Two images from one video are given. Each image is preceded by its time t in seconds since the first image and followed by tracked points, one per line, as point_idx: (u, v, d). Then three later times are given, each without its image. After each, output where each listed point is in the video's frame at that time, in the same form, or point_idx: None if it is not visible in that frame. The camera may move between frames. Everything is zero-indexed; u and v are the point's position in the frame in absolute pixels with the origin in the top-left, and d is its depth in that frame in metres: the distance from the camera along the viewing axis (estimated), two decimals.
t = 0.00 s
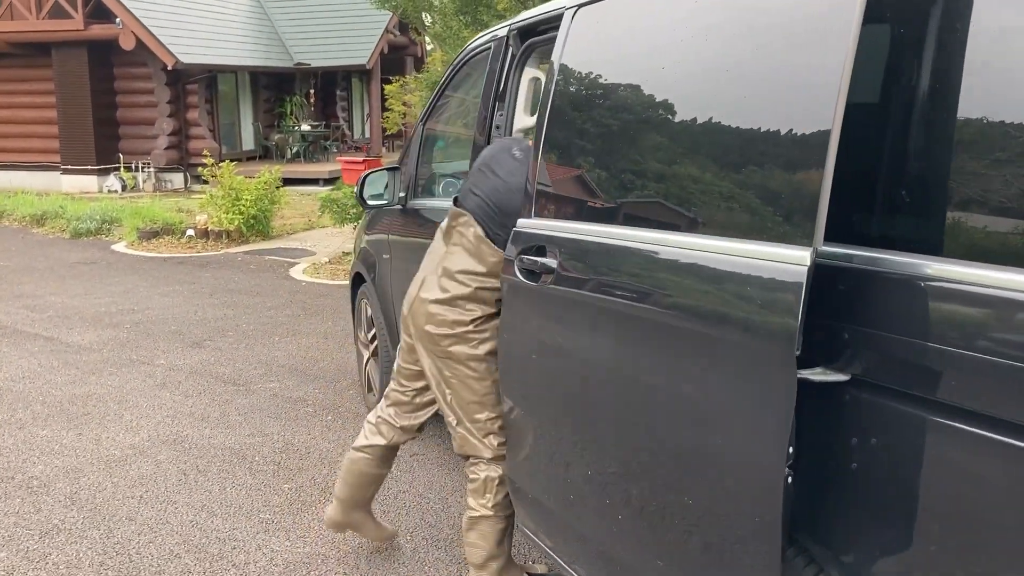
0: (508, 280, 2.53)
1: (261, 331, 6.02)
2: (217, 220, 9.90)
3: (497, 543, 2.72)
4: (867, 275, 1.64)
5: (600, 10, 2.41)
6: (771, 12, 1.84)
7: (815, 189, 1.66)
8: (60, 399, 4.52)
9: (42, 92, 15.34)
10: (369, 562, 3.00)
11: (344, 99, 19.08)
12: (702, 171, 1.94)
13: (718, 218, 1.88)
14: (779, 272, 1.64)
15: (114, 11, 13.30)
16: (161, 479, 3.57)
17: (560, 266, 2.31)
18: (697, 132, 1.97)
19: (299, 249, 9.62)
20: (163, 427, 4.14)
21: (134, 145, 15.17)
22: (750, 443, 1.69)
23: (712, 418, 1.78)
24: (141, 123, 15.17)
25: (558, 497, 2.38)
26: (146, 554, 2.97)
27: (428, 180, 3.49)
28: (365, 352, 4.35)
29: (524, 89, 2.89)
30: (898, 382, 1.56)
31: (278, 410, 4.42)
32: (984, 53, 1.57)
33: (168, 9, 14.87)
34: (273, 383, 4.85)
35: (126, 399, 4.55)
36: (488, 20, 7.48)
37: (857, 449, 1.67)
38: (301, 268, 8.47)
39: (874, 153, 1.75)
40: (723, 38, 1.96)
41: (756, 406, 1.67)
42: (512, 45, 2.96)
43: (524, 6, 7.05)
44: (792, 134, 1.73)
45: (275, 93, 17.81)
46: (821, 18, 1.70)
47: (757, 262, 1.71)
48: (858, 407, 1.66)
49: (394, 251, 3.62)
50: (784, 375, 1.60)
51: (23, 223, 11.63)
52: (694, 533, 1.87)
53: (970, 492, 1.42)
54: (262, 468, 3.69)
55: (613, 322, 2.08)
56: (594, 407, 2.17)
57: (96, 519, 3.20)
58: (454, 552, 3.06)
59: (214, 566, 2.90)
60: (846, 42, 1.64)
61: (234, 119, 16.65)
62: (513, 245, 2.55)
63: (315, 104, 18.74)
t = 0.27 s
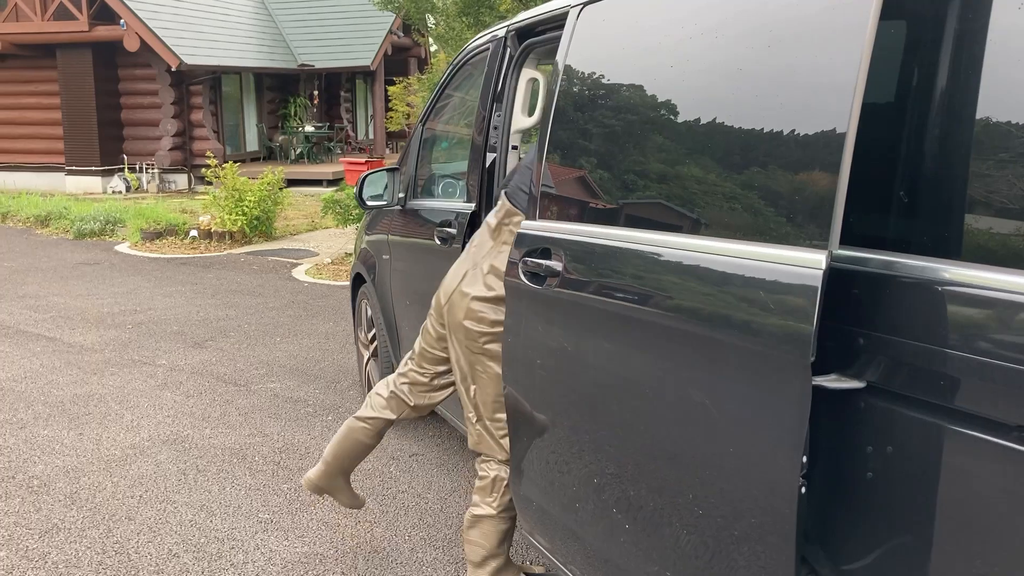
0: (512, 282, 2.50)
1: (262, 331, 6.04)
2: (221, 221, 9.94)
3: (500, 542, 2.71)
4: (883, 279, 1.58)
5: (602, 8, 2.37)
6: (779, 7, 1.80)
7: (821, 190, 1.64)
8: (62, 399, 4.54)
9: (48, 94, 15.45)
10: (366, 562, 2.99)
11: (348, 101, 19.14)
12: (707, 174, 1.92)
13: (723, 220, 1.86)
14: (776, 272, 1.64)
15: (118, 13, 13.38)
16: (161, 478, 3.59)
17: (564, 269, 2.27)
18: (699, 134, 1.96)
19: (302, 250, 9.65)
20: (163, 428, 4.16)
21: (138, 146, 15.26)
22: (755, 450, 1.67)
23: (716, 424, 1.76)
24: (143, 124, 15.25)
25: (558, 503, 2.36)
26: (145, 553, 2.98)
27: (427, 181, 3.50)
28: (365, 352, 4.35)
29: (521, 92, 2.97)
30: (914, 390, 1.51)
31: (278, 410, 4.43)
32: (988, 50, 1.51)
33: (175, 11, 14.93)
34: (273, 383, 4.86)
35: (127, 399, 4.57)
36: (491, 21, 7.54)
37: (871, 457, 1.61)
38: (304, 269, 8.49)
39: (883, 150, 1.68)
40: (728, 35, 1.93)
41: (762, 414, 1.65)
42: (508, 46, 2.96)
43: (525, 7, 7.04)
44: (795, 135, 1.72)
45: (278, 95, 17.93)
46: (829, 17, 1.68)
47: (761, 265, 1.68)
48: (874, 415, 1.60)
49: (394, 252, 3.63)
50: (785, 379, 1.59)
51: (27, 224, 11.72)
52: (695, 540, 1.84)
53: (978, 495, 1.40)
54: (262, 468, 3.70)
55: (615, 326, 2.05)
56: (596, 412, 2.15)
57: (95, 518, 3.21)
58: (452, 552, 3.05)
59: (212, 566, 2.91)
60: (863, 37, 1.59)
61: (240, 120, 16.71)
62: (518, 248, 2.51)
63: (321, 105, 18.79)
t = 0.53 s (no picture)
0: (516, 285, 2.47)
1: (264, 332, 6.05)
2: (224, 222, 9.98)
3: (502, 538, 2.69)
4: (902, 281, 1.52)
5: (608, 6, 2.33)
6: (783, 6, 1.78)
7: (823, 189, 1.62)
8: (64, 399, 4.57)
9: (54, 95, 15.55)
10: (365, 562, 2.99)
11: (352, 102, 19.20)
12: (710, 174, 1.89)
13: (725, 220, 1.84)
14: (782, 273, 1.62)
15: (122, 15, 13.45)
16: (161, 478, 3.60)
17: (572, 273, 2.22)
18: (702, 133, 1.93)
19: (305, 251, 9.67)
20: (164, 428, 4.17)
21: (142, 147, 15.35)
22: (753, 452, 1.67)
23: (716, 425, 1.76)
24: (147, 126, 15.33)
25: (558, 505, 2.36)
26: (145, 553, 2.99)
27: (426, 182, 3.51)
28: (366, 353, 4.36)
29: (520, 92, 2.94)
30: (933, 396, 1.45)
31: (279, 410, 4.44)
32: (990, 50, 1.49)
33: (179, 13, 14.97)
34: (274, 384, 4.87)
35: (129, 400, 4.59)
36: (493, 22, 7.58)
37: (891, 465, 1.54)
38: (306, 270, 8.52)
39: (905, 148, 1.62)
40: (733, 35, 1.90)
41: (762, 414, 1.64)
42: (507, 46, 2.95)
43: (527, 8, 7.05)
44: (797, 134, 1.70)
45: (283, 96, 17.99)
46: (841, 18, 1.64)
47: (760, 266, 1.68)
48: (891, 423, 1.53)
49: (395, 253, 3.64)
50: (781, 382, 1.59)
51: (32, 225, 11.79)
52: (697, 540, 1.84)
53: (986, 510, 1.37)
54: (263, 468, 3.71)
55: (614, 328, 2.05)
56: (596, 414, 2.15)
57: (95, 518, 3.23)
58: (451, 553, 3.05)
59: (211, 565, 2.92)
60: (881, 36, 1.54)
61: (243, 121, 16.80)
62: (524, 251, 2.47)
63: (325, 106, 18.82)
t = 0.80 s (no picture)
0: (522, 290, 2.43)
1: (266, 333, 6.07)
2: (227, 223, 10.00)
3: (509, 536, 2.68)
4: (926, 289, 1.50)
5: (613, 6, 2.31)
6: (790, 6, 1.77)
7: (823, 191, 1.62)
8: (66, 400, 4.59)
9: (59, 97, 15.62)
10: (365, 562, 2.99)
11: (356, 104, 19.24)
12: (713, 175, 1.88)
13: (725, 220, 1.83)
14: (802, 280, 1.59)
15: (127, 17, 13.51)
16: (163, 479, 3.61)
17: (580, 276, 2.19)
18: (705, 135, 1.92)
19: (307, 252, 9.70)
20: (166, 428, 4.19)
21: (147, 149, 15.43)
22: (754, 455, 1.67)
23: (716, 428, 1.76)
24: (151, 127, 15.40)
25: (560, 509, 2.35)
26: (146, 554, 3.00)
27: (427, 184, 3.51)
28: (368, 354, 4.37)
29: (520, 94, 2.92)
30: (957, 407, 1.42)
31: (281, 411, 4.45)
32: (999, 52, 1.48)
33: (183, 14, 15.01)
34: (276, 385, 4.88)
35: (130, 401, 4.61)
36: (495, 24, 7.58)
37: (913, 477, 1.50)
38: (309, 271, 8.54)
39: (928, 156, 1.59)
40: (737, 35, 1.89)
41: (764, 418, 1.64)
42: (507, 48, 2.95)
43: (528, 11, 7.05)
44: (800, 137, 1.69)
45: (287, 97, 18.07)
46: (856, 19, 1.61)
47: (760, 267, 1.69)
48: (914, 433, 1.50)
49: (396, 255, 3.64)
50: (781, 382, 1.60)
51: (36, 226, 11.85)
52: (697, 543, 1.84)
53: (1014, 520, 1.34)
54: (264, 469, 3.72)
55: (614, 330, 2.04)
56: (596, 417, 2.14)
57: (96, 519, 3.24)
58: (451, 553, 3.05)
59: (212, 566, 2.92)
60: (904, 35, 1.49)
61: (248, 123, 16.86)
62: (529, 253, 2.43)
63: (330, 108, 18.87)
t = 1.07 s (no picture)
0: (533, 293, 2.38)
1: (269, 334, 6.08)
2: (231, 224, 10.03)
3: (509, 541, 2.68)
4: (951, 293, 1.44)
5: (622, 6, 2.28)
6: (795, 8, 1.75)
7: (826, 193, 1.61)
8: (69, 401, 4.60)
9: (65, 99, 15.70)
10: (366, 563, 2.99)
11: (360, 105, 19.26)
12: (716, 175, 1.87)
13: (727, 221, 1.82)
14: (818, 284, 1.55)
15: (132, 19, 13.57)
16: (165, 480, 3.62)
17: (591, 280, 2.14)
18: (707, 136, 1.91)
19: (311, 253, 9.72)
20: (168, 429, 4.20)
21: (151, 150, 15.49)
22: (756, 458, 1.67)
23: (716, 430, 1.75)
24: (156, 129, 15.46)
25: (562, 512, 2.34)
26: (147, 554, 3.01)
27: (429, 185, 3.51)
28: (370, 354, 4.37)
29: (520, 95, 2.92)
30: (986, 416, 1.37)
31: (283, 412, 4.46)
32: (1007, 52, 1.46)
33: (187, 16, 15.05)
34: (279, 385, 4.89)
35: (133, 402, 4.62)
36: (498, 25, 7.56)
37: (941, 488, 1.45)
38: (313, 272, 8.56)
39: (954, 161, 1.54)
40: (742, 36, 1.87)
41: (766, 421, 1.64)
42: (508, 49, 2.94)
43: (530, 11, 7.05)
44: (802, 138, 1.68)
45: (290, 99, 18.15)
46: (873, 19, 1.58)
47: (761, 268, 1.68)
48: (941, 444, 1.45)
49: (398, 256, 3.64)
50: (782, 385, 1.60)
51: (41, 228, 11.90)
52: (699, 547, 1.83)
53: None
54: (266, 469, 3.72)
55: (614, 332, 2.04)
56: (608, 425, 2.09)
57: (98, 519, 3.25)
58: (452, 554, 3.05)
59: (213, 566, 2.93)
60: (934, 33, 1.45)
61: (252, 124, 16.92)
62: (537, 256, 2.38)
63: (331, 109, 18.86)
